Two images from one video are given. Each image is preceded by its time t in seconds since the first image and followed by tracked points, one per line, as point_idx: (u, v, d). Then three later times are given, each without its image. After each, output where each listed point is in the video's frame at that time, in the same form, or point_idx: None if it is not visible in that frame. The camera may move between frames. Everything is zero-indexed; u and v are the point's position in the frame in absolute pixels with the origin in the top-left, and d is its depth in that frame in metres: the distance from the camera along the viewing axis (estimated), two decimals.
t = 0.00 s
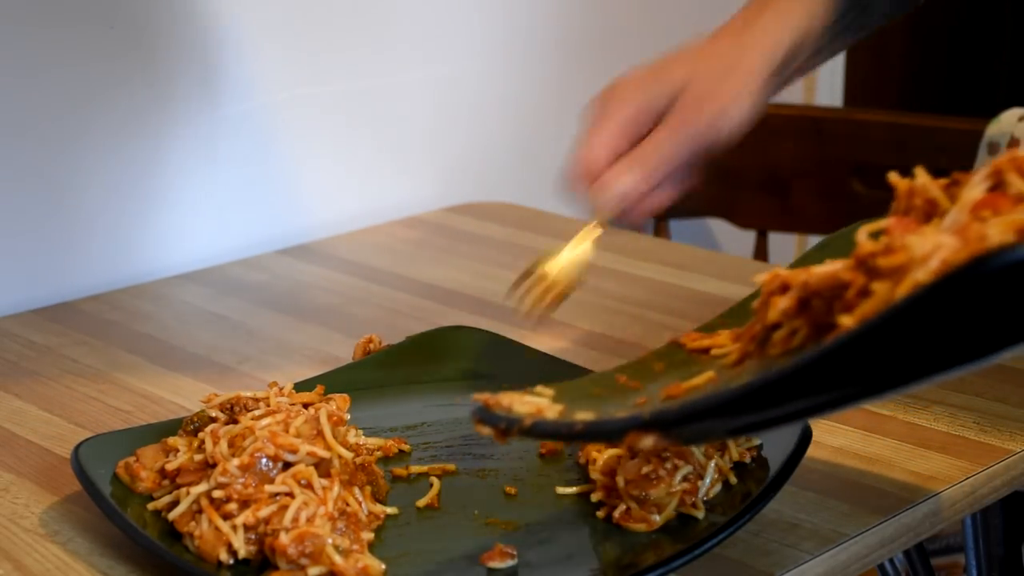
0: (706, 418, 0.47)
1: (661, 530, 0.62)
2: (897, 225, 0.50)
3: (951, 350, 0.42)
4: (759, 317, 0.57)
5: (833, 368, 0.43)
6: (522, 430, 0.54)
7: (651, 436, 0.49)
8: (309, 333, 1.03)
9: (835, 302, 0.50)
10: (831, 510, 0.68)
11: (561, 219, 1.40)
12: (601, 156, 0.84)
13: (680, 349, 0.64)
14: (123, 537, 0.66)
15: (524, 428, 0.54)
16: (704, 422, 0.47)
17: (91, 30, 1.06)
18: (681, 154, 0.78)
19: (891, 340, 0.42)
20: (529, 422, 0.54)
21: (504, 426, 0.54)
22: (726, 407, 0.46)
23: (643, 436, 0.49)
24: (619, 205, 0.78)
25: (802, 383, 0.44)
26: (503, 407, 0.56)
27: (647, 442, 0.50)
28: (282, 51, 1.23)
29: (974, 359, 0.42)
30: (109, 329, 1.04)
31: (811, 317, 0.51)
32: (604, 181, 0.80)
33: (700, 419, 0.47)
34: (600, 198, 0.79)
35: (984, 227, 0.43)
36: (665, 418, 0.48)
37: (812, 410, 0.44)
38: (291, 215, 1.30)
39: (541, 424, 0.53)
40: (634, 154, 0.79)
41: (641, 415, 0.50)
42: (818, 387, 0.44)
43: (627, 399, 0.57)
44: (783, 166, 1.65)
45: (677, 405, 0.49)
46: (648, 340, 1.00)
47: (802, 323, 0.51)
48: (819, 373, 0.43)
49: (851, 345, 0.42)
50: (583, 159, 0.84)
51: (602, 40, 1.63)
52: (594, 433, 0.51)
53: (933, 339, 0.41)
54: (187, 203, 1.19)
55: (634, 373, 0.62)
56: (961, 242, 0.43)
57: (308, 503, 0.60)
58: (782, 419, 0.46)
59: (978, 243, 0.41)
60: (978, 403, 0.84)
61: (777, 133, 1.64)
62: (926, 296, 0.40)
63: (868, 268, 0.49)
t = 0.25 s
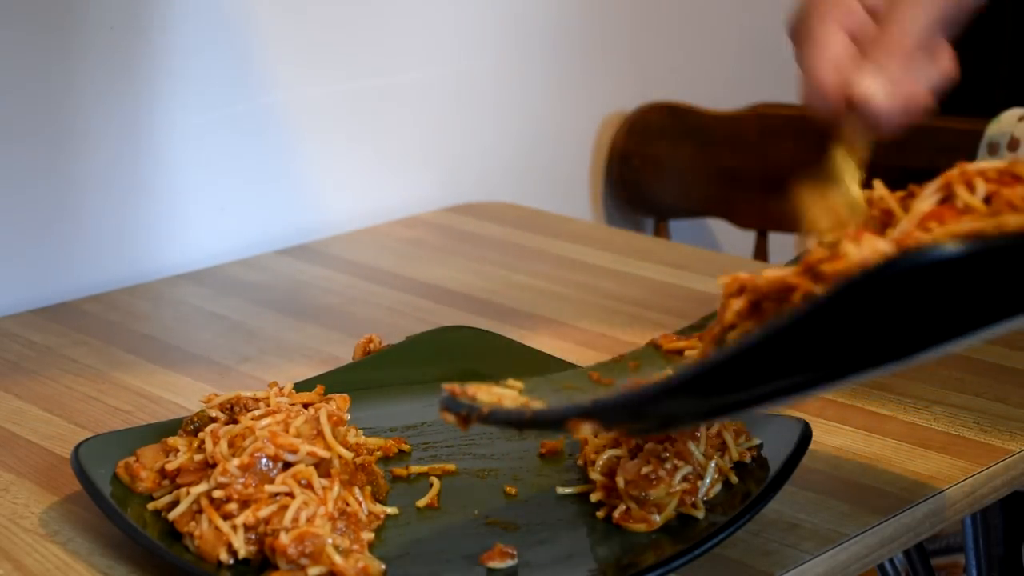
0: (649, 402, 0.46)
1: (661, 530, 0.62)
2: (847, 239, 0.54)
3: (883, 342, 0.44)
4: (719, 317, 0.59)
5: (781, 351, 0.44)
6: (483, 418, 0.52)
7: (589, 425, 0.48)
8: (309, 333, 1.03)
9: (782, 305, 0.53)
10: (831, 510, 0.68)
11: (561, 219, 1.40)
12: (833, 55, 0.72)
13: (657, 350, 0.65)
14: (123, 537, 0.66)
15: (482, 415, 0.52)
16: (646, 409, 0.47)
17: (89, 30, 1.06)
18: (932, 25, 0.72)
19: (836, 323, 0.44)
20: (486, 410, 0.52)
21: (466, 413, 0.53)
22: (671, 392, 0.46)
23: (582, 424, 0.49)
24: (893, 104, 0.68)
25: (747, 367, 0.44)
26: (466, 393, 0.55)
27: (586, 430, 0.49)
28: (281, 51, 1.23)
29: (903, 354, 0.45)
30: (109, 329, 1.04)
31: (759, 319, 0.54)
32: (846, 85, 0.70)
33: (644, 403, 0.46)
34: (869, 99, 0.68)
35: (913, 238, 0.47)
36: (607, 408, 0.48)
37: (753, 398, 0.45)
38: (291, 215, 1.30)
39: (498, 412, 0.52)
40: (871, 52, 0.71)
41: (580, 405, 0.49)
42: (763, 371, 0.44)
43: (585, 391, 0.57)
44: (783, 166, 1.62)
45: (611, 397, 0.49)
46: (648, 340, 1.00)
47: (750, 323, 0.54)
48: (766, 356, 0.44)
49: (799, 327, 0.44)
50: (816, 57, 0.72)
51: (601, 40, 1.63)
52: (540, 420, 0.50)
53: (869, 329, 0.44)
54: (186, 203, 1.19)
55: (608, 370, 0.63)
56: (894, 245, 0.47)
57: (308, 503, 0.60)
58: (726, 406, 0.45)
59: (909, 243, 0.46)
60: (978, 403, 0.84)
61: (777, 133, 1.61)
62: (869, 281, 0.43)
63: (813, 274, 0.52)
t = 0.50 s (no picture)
0: (655, 400, 0.46)
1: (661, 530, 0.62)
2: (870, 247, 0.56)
3: (892, 341, 0.41)
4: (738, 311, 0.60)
5: (780, 352, 0.42)
6: (505, 416, 0.53)
7: (603, 419, 0.49)
8: (309, 333, 1.03)
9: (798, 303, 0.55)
10: (831, 510, 0.68)
11: (561, 219, 1.40)
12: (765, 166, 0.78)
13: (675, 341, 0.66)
14: (123, 537, 0.66)
15: (503, 413, 0.53)
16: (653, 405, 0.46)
17: (86, 31, 1.06)
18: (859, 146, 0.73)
19: (834, 323, 0.41)
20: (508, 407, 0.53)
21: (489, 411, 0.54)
22: (671, 393, 0.45)
23: (598, 419, 0.49)
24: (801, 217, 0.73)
25: (747, 369, 0.43)
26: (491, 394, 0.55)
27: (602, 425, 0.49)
28: (281, 51, 1.23)
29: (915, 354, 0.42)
30: (109, 329, 1.04)
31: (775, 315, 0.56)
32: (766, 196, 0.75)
33: (648, 400, 0.46)
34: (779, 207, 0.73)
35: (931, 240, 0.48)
36: (614, 404, 0.48)
37: (758, 396, 0.44)
38: (291, 215, 1.30)
39: (519, 409, 0.52)
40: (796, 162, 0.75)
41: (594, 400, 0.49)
42: (764, 371, 0.43)
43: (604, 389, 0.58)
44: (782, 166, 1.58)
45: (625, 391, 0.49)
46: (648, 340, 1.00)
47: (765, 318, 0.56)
48: (764, 356, 0.43)
49: (795, 327, 0.42)
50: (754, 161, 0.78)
51: (600, 40, 1.63)
52: (558, 416, 0.50)
53: (875, 328, 0.41)
54: (186, 203, 1.19)
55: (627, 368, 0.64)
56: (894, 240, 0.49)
57: (308, 503, 0.60)
58: (726, 409, 0.45)
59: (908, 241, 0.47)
60: (978, 403, 0.84)
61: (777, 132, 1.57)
62: (863, 279, 0.40)
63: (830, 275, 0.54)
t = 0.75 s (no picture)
0: (648, 430, 0.46)
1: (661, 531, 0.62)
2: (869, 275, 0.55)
3: (884, 363, 0.42)
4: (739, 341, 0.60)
5: (773, 379, 0.43)
6: (507, 444, 0.53)
7: (602, 448, 0.48)
8: (309, 333, 1.03)
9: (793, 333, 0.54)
10: (831, 510, 0.68)
11: (561, 219, 1.40)
12: (772, 195, 0.70)
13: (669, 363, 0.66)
14: (123, 537, 0.66)
15: (506, 441, 0.52)
16: (646, 437, 0.46)
17: (87, 31, 1.06)
18: (864, 177, 0.69)
19: (827, 349, 0.42)
20: (511, 435, 0.53)
21: (492, 438, 0.53)
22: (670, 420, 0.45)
23: (596, 448, 0.48)
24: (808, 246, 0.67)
25: (742, 397, 0.44)
26: (495, 422, 0.55)
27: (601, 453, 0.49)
28: (282, 50, 1.23)
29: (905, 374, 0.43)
30: (109, 329, 1.04)
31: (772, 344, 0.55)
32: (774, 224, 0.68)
33: (641, 432, 0.46)
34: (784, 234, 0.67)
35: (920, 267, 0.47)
36: (614, 433, 0.47)
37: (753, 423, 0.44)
38: (291, 215, 1.30)
39: (520, 437, 0.52)
40: (801, 190, 0.69)
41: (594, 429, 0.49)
42: (757, 398, 0.43)
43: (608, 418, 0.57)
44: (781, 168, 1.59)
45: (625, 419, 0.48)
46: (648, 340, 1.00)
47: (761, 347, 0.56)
48: (758, 384, 0.43)
49: (787, 354, 0.42)
50: (755, 194, 0.71)
51: (601, 40, 1.63)
52: (558, 444, 0.50)
53: (867, 351, 0.42)
54: (186, 203, 1.19)
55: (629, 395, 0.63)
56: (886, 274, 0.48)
57: (308, 503, 0.60)
58: (721, 434, 0.45)
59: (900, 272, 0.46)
60: (978, 403, 0.84)
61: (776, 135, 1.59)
62: (854, 305, 0.41)
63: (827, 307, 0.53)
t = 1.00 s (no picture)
0: (648, 450, 0.46)
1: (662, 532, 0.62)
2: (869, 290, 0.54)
3: (887, 386, 0.42)
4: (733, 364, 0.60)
5: (784, 393, 0.43)
6: (508, 458, 0.53)
7: (604, 468, 0.48)
8: (309, 333, 1.03)
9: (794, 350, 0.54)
10: (831, 509, 0.68)
11: (562, 219, 1.40)
12: (798, 134, 0.74)
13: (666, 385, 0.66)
14: (123, 537, 0.66)
15: (507, 458, 0.53)
16: (647, 457, 0.46)
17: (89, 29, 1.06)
18: (897, 120, 0.72)
19: (841, 364, 0.42)
20: (511, 451, 0.53)
21: (493, 454, 0.53)
22: (674, 438, 0.45)
23: (597, 468, 0.48)
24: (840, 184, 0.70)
25: (743, 415, 0.44)
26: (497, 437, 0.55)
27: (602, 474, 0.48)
28: (283, 50, 1.23)
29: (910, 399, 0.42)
30: (109, 329, 1.04)
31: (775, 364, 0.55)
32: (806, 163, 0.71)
33: (642, 452, 0.46)
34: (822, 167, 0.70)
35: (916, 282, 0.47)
36: (614, 451, 0.47)
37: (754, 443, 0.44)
38: (292, 214, 1.30)
39: (522, 454, 0.52)
40: (837, 134, 0.73)
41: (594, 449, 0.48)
42: (765, 416, 0.43)
43: (609, 433, 0.57)
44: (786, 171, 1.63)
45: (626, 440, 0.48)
46: (648, 341, 1.00)
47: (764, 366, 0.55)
48: (758, 404, 0.43)
49: (787, 375, 0.42)
50: (783, 137, 0.74)
51: (602, 39, 1.63)
52: (560, 462, 0.49)
53: (869, 374, 0.42)
54: (186, 203, 1.19)
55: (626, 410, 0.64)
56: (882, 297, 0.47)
57: (308, 503, 0.60)
58: (726, 454, 0.45)
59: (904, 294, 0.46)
60: (978, 403, 0.84)
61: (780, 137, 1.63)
62: (853, 327, 0.41)
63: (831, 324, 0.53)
